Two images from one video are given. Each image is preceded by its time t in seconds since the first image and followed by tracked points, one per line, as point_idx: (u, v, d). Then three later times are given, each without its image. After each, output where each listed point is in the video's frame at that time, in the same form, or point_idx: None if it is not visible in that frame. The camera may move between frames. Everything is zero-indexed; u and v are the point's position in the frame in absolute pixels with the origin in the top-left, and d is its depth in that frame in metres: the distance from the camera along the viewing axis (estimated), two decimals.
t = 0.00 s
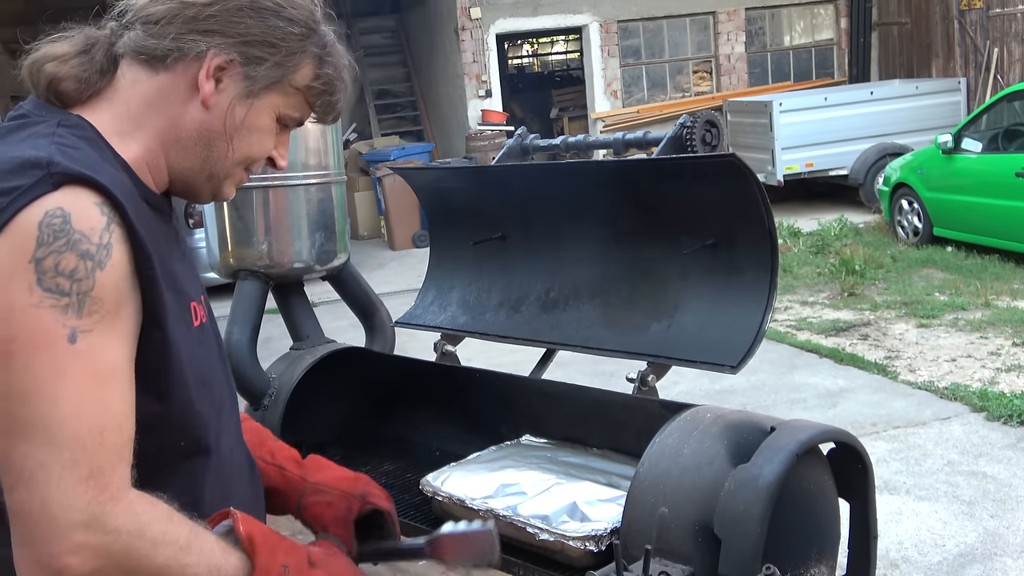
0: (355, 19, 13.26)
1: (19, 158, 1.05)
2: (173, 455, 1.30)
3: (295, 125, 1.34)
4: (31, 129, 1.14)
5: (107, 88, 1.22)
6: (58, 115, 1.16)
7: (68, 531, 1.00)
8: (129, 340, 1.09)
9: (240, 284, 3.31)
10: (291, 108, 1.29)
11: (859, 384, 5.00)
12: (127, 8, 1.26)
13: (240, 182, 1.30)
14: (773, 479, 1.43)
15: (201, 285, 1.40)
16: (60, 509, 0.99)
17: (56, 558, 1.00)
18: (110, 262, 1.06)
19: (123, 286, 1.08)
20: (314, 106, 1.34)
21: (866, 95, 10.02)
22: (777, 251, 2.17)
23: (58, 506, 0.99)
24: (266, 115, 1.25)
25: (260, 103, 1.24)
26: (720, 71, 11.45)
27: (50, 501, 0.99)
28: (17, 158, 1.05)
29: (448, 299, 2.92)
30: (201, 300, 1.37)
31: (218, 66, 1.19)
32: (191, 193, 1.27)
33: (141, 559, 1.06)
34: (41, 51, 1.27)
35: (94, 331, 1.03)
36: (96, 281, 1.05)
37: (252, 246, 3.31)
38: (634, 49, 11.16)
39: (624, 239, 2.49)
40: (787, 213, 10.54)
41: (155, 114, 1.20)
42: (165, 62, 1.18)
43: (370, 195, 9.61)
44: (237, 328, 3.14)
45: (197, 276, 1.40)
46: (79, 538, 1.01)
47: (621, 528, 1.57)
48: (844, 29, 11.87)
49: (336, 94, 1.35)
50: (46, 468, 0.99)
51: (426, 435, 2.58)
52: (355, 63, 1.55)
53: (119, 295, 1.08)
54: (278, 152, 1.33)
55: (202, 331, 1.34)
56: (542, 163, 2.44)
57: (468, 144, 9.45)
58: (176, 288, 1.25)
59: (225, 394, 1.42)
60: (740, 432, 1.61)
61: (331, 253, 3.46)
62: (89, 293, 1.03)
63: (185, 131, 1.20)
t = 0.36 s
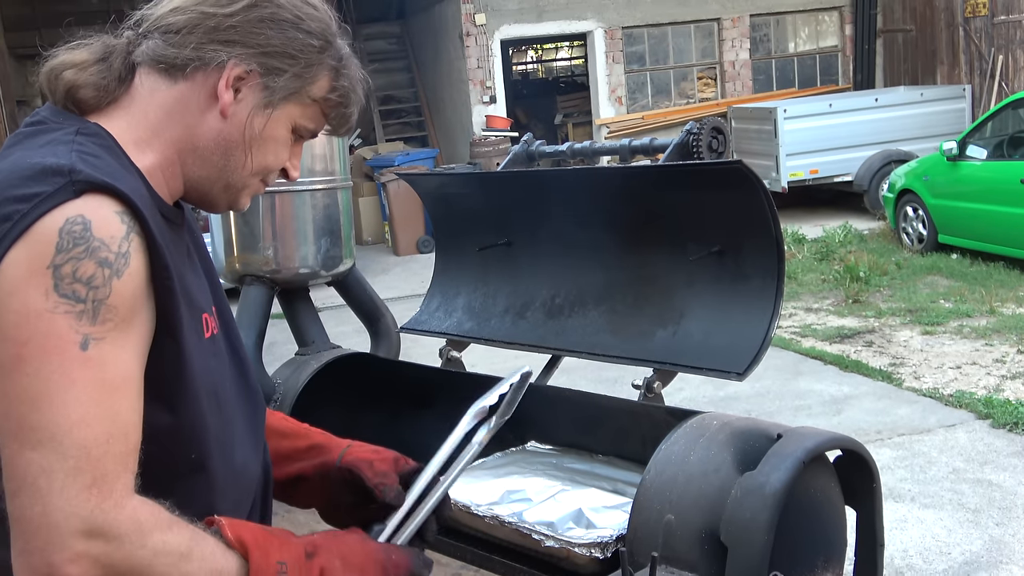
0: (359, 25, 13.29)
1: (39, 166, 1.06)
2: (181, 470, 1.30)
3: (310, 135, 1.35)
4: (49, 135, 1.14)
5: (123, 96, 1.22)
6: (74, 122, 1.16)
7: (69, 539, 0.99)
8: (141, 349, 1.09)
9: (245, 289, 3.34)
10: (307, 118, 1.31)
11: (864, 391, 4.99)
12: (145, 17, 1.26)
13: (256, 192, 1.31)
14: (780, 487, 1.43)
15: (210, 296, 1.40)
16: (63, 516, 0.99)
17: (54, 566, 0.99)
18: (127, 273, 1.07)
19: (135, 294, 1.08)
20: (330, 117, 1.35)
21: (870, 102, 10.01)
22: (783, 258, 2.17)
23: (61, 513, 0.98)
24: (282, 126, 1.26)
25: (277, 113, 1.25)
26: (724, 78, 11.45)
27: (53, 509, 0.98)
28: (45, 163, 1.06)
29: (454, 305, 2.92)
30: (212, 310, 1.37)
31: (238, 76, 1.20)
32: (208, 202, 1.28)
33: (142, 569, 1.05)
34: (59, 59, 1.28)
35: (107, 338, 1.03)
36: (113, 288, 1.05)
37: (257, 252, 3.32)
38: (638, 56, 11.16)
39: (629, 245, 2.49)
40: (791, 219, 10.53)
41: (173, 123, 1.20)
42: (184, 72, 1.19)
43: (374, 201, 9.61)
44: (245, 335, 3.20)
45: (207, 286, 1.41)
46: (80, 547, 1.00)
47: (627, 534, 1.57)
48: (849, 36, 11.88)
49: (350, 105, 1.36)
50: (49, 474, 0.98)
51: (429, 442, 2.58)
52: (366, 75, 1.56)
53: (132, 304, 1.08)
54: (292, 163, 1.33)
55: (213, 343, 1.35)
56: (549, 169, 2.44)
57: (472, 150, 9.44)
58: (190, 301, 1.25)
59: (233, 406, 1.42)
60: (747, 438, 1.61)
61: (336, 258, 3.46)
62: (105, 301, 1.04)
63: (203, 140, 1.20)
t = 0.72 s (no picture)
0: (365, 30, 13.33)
1: (52, 173, 1.06)
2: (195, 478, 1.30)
3: (318, 135, 1.36)
4: (58, 141, 1.14)
5: (131, 101, 1.23)
6: (85, 126, 1.17)
7: (110, 552, 1.00)
8: (162, 356, 1.10)
9: (250, 293, 3.36)
10: (317, 118, 1.32)
11: (868, 401, 4.98)
12: (152, 15, 1.27)
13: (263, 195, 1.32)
14: (784, 495, 1.43)
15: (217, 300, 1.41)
16: (102, 531, 1.00)
17: None
18: (146, 280, 1.07)
19: (155, 301, 1.09)
20: (339, 115, 1.36)
21: (875, 111, 10.01)
22: (789, 266, 2.17)
23: (101, 528, 0.99)
24: (293, 126, 1.27)
25: (289, 112, 1.25)
26: (730, 86, 11.45)
27: (93, 523, 0.99)
28: (60, 169, 1.06)
29: (458, 311, 2.92)
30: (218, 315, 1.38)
31: (249, 77, 1.20)
32: (214, 203, 1.29)
33: None
34: (65, 62, 1.28)
35: (131, 349, 1.04)
36: (133, 298, 1.06)
37: (262, 257, 3.32)
38: (644, 63, 11.16)
39: (635, 252, 2.50)
40: (795, 228, 10.52)
41: (182, 125, 1.21)
42: (194, 73, 1.19)
43: (379, 206, 9.63)
44: (247, 337, 3.26)
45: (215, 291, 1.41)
46: (121, 559, 1.00)
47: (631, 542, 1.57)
48: (854, 45, 11.89)
49: (358, 104, 1.37)
50: (85, 490, 0.99)
51: (434, 447, 2.58)
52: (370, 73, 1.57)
53: (152, 310, 1.09)
54: (301, 162, 1.34)
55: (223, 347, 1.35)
56: (555, 176, 2.44)
57: (477, 156, 9.45)
58: (205, 307, 1.26)
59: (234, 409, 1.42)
60: (751, 446, 1.61)
61: (341, 263, 3.47)
62: (125, 311, 1.04)
63: (213, 141, 1.20)
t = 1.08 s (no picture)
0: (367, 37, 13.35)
1: (60, 165, 1.09)
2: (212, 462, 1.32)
3: (293, 122, 1.36)
4: (52, 138, 1.16)
5: (110, 98, 1.23)
6: (69, 126, 1.18)
7: (196, 517, 1.08)
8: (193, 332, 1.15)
9: (253, 299, 3.38)
10: (291, 104, 1.32)
11: (871, 405, 4.97)
12: (119, 15, 1.26)
13: (239, 182, 1.33)
14: (786, 500, 1.43)
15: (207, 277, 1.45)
16: (184, 501, 1.07)
17: (183, 543, 1.08)
18: (170, 260, 1.12)
19: (182, 279, 1.14)
20: (312, 99, 1.36)
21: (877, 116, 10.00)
22: (790, 271, 2.17)
23: (183, 497, 1.06)
24: (267, 112, 1.27)
25: (263, 99, 1.26)
26: (731, 91, 11.46)
27: (174, 494, 1.06)
28: (72, 161, 1.09)
29: (459, 317, 2.92)
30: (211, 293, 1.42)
31: (221, 65, 1.20)
32: (194, 196, 1.30)
33: (262, 536, 1.14)
34: (41, 63, 1.29)
35: (171, 327, 1.09)
36: (163, 279, 1.10)
37: (263, 262, 3.33)
38: (646, 68, 11.17)
39: (639, 256, 2.49)
40: (798, 232, 10.51)
41: (159, 118, 1.22)
42: (167, 65, 1.19)
43: (382, 212, 9.64)
44: (251, 344, 3.35)
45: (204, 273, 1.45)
46: (205, 523, 1.09)
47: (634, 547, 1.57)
48: (856, 50, 11.89)
49: (330, 87, 1.37)
50: (164, 466, 1.05)
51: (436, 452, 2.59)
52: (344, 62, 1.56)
53: (179, 289, 1.13)
54: (276, 149, 1.35)
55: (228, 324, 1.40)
56: (556, 182, 2.45)
57: (480, 162, 9.45)
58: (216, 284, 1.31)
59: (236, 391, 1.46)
60: (752, 451, 1.61)
61: (344, 269, 3.47)
62: (158, 292, 1.09)
63: (191, 131, 1.22)
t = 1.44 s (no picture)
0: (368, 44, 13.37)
1: (69, 177, 1.10)
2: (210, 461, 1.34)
3: (275, 122, 1.38)
4: (50, 147, 1.17)
5: (100, 106, 1.24)
6: (63, 137, 1.19)
7: (221, 514, 1.13)
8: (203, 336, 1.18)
9: (252, 305, 3.38)
10: (274, 104, 1.34)
11: (873, 409, 4.97)
12: (98, 26, 1.26)
13: (227, 184, 1.35)
14: (788, 505, 1.43)
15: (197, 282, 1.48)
16: (210, 498, 1.12)
17: (209, 539, 1.14)
18: (179, 270, 1.15)
19: (190, 286, 1.17)
20: (294, 98, 1.38)
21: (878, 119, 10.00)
22: (791, 275, 2.17)
23: (207, 496, 1.11)
24: (251, 114, 1.29)
25: (246, 101, 1.27)
26: (732, 95, 11.47)
27: (202, 492, 1.11)
28: (77, 172, 1.11)
29: (461, 323, 2.92)
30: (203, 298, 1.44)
31: (203, 69, 1.21)
32: (184, 200, 1.32)
33: (287, 533, 1.19)
34: (28, 74, 1.29)
35: (184, 332, 1.12)
36: (175, 287, 1.13)
37: (263, 269, 3.33)
38: (646, 73, 11.18)
39: (639, 261, 2.49)
40: (800, 236, 10.50)
41: (145, 125, 1.23)
42: (149, 72, 1.21)
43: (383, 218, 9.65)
44: (251, 351, 3.35)
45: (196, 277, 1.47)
46: (230, 518, 1.14)
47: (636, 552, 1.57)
48: (856, 53, 11.91)
49: (313, 84, 1.38)
50: (190, 467, 1.10)
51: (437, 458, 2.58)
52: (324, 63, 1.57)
53: (189, 296, 1.17)
54: (261, 151, 1.37)
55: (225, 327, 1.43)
56: (555, 189, 2.45)
57: (481, 167, 9.46)
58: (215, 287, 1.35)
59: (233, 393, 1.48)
60: (753, 456, 1.61)
61: (344, 276, 3.47)
62: (171, 300, 1.12)
63: (177, 137, 1.23)
